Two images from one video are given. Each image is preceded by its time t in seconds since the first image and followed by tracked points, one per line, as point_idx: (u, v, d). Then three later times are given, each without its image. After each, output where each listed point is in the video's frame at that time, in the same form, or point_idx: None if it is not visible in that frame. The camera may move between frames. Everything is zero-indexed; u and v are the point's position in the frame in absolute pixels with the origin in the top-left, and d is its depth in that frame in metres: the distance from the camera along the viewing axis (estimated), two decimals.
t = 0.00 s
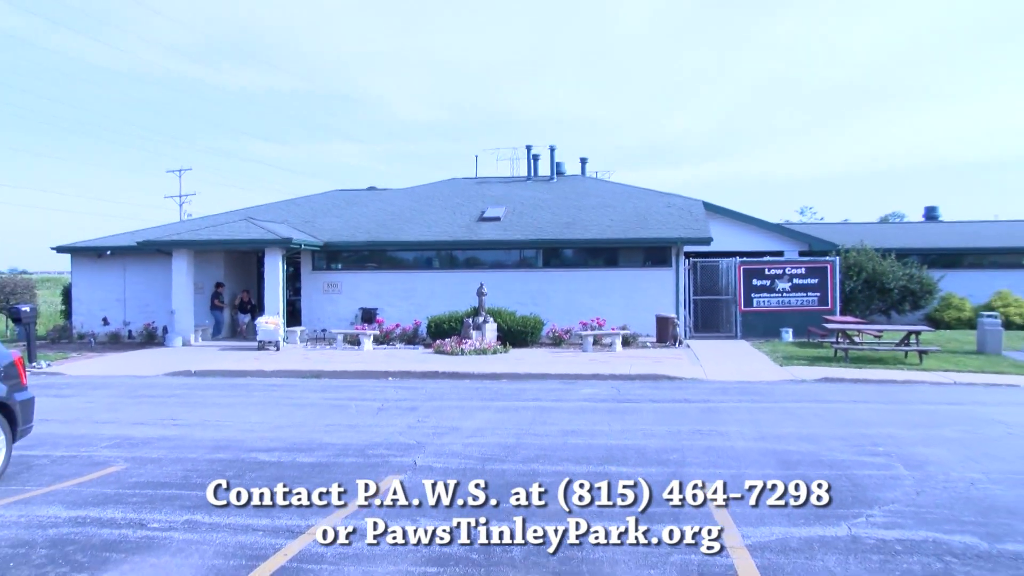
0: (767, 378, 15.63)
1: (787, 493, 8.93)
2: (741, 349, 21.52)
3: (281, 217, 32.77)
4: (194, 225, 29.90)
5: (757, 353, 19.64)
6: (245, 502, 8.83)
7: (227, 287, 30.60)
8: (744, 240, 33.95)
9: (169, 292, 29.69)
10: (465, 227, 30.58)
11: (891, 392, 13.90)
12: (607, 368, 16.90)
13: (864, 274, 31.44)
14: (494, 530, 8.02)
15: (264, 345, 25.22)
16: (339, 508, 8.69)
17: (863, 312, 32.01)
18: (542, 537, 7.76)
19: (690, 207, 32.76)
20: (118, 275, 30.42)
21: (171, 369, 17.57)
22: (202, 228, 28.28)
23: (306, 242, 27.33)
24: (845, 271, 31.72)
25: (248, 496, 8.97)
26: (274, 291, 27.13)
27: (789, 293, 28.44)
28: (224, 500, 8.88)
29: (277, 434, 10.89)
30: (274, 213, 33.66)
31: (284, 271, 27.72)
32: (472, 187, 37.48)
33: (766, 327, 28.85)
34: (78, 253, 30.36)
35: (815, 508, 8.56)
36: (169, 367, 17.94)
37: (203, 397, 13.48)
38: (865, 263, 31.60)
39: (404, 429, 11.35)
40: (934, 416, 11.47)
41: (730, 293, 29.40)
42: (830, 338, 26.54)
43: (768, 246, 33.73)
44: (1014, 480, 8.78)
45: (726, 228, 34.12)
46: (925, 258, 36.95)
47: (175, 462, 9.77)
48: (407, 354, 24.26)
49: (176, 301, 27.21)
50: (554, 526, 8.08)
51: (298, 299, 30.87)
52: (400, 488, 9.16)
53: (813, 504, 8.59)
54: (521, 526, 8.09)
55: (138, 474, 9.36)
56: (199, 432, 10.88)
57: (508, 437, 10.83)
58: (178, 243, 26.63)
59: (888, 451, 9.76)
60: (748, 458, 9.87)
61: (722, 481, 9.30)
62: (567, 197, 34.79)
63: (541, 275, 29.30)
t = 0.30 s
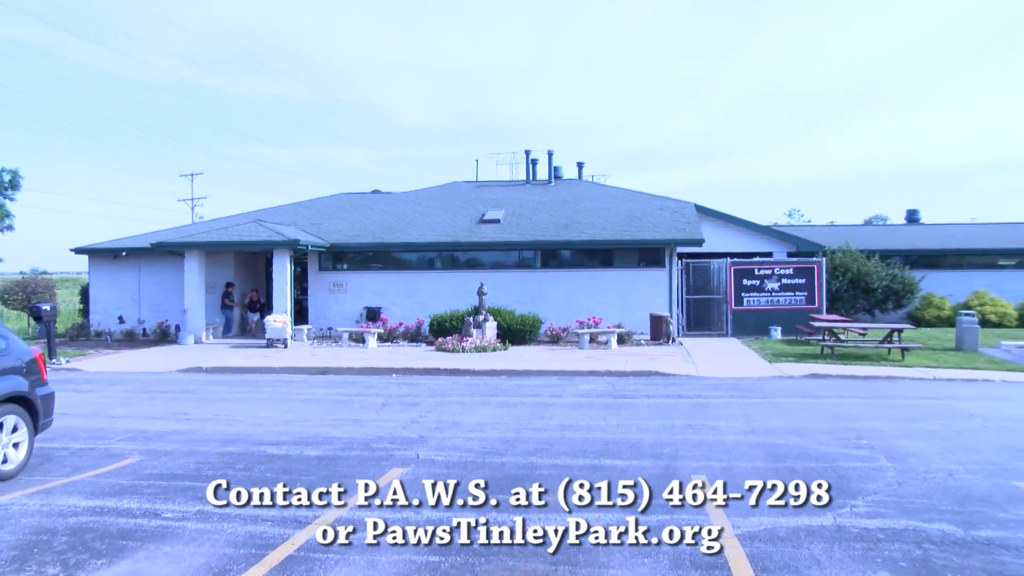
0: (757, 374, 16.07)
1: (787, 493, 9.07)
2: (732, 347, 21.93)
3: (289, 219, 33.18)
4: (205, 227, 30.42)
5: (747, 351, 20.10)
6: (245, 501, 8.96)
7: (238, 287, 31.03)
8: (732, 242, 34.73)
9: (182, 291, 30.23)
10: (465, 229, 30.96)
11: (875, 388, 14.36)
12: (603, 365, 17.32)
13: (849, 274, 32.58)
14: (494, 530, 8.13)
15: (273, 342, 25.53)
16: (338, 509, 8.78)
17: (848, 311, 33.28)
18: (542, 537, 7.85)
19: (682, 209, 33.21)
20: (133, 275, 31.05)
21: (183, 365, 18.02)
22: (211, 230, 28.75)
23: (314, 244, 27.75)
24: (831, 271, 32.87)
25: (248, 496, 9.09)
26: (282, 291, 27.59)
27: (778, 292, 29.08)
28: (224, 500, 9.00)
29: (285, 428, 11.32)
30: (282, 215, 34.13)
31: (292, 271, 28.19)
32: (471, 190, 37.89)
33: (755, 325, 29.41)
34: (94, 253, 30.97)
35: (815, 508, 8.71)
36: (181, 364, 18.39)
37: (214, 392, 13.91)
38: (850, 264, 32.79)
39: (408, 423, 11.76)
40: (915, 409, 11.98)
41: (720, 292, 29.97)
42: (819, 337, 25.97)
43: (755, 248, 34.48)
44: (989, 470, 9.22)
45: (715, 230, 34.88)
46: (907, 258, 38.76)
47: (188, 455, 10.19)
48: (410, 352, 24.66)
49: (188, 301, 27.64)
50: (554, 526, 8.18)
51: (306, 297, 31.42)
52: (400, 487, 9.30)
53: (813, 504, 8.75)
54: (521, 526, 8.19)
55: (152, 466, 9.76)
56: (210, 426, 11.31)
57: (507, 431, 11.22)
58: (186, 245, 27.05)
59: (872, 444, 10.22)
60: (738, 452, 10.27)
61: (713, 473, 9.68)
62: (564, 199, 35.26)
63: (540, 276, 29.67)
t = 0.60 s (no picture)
0: (748, 370, 16.53)
1: (787, 493, 9.25)
2: (723, 344, 22.38)
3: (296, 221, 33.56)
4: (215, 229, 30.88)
5: (737, 348, 20.55)
6: (245, 502, 9.10)
7: (247, 287, 31.47)
8: (720, 243, 35.66)
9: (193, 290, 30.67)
10: (466, 231, 31.36)
11: (860, 384, 14.82)
12: (600, 362, 17.75)
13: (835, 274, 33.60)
14: (494, 530, 8.26)
15: (280, 340, 26.01)
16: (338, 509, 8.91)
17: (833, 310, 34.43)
18: (542, 537, 7.99)
19: (674, 212, 33.67)
20: (147, 276, 31.55)
21: (195, 362, 18.46)
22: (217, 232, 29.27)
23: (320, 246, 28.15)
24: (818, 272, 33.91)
25: (247, 496, 9.24)
26: (290, 290, 28.05)
27: (767, 292, 29.65)
28: (224, 500, 9.13)
29: (293, 422, 11.77)
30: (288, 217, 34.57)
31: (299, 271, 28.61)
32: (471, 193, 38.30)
33: (745, 323, 30.06)
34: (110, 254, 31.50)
35: (815, 508, 8.87)
36: (191, 361, 18.83)
37: (224, 388, 14.35)
38: (836, 265, 33.81)
39: (411, 418, 12.16)
40: (899, 405, 12.58)
41: (712, 292, 30.54)
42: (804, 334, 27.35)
43: (744, 249, 35.37)
44: (966, 462, 9.75)
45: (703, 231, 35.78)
46: (890, 259, 39.77)
47: (200, 448, 10.63)
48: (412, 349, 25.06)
49: (200, 300, 28.01)
50: (554, 526, 8.32)
51: (312, 296, 31.90)
52: (400, 487, 9.45)
53: (813, 504, 8.91)
54: (522, 526, 8.33)
55: (166, 459, 10.19)
56: (220, 421, 11.76)
57: (507, 426, 11.63)
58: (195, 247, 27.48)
59: (856, 438, 10.73)
60: (729, 445, 10.70)
61: (704, 467, 10.07)
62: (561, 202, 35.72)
63: (539, 276, 30.06)
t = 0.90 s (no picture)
0: (737, 367, 16.99)
1: (788, 493, 9.42)
2: (717, 343, 22.80)
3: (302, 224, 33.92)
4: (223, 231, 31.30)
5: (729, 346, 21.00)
6: (245, 502, 9.21)
7: (256, 287, 31.90)
8: (711, 244, 36.15)
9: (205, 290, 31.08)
10: (466, 232, 31.78)
11: (845, 380, 15.28)
12: (597, 359, 18.19)
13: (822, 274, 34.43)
14: (494, 530, 8.42)
15: (287, 337, 26.39)
16: (339, 509, 9.07)
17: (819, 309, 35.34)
18: (542, 537, 8.15)
19: (667, 215, 34.13)
20: (159, 277, 31.98)
21: (206, 359, 18.91)
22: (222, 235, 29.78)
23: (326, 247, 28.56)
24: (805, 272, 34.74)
25: (247, 496, 9.37)
26: (296, 289, 28.47)
27: (756, 292, 30.25)
28: (224, 500, 9.25)
29: (300, 417, 12.20)
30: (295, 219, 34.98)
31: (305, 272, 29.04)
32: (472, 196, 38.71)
33: (737, 321, 30.61)
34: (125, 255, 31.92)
35: (815, 507, 9.03)
36: (202, 358, 19.28)
37: (233, 384, 14.80)
38: (822, 266, 34.64)
39: (413, 413, 12.56)
40: (882, 400, 13.16)
41: (703, 292, 31.07)
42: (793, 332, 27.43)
43: (735, 249, 35.88)
44: (944, 453, 10.48)
45: (695, 232, 36.29)
46: (873, 260, 40.17)
47: (211, 441, 11.06)
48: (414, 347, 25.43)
49: (211, 299, 28.45)
50: (554, 527, 8.48)
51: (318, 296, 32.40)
52: (400, 488, 9.62)
53: (813, 504, 9.07)
54: (522, 526, 8.47)
55: (178, 452, 10.62)
56: (230, 415, 12.18)
57: (505, 421, 12.02)
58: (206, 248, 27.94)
59: (841, 431, 11.32)
60: (719, 439, 11.15)
61: (696, 460, 10.46)
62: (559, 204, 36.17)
63: (537, 276, 30.47)
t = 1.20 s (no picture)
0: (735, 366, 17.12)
1: (787, 493, 9.47)
2: (713, 342, 22.93)
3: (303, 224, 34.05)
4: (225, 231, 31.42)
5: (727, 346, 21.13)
6: (245, 502, 9.27)
7: (257, 287, 32.01)
8: (709, 245, 36.29)
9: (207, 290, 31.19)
10: (466, 233, 31.89)
11: (843, 379, 15.41)
12: (596, 358, 18.29)
13: (818, 275, 34.64)
14: (494, 529, 8.49)
15: (289, 337, 26.49)
16: (339, 509, 9.14)
17: (816, 309, 35.56)
18: (542, 537, 8.21)
19: (665, 215, 34.28)
20: (162, 277, 32.08)
21: (208, 358, 18.99)
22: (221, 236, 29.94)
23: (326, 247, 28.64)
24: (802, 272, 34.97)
25: (247, 496, 9.42)
26: (298, 288, 28.60)
27: (754, 292, 30.38)
28: (224, 500, 9.30)
29: (301, 416, 12.31)
30: (295, 220, 35.09)
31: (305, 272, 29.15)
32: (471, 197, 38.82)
33: (734, 321, 30.74)
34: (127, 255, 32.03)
35: (814, 507, 9.08)
36: (205, 357, 19.36)
37: (236, 383, 14.89)
38: (819, 266, 34.86)
39: (414, 412, 12.67)
40: (878, 399, 13.30)
41: (701, 292, 31.21)
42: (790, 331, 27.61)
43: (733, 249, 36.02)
44: (939, 451, 10.62)
45: (694, 232, 36.42)
46: (868, 260, 40.28)
47: (213, 440, 11.18)
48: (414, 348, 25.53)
49: (212, 299, 28.54)
50: (554, 527, 8.54)
51: (319, 296, 32.51)
52: (400, 488, 9.69)
53: (813, 504, 9.12)
54: (522, 526, 8.55)
55: (181, 450, 10.73)
56: (232, 414, 12.28)
57: (505, 420, 12.13)
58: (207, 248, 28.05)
59: (838, 430, 11.45)
60: (717, 438, 11.26)
61: (692, 459, 10.54)
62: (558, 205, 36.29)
63: (536, 276, 30.59)
